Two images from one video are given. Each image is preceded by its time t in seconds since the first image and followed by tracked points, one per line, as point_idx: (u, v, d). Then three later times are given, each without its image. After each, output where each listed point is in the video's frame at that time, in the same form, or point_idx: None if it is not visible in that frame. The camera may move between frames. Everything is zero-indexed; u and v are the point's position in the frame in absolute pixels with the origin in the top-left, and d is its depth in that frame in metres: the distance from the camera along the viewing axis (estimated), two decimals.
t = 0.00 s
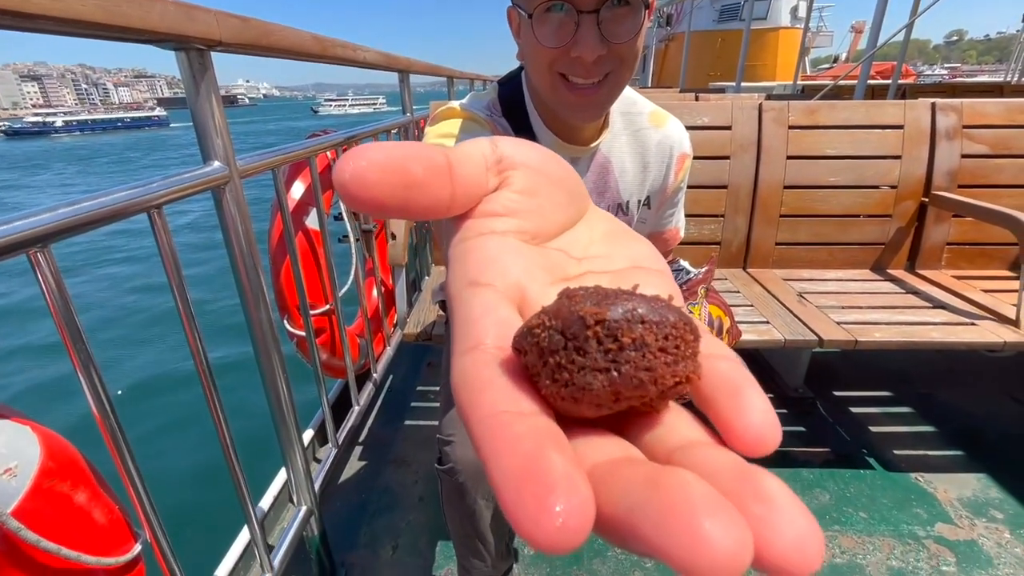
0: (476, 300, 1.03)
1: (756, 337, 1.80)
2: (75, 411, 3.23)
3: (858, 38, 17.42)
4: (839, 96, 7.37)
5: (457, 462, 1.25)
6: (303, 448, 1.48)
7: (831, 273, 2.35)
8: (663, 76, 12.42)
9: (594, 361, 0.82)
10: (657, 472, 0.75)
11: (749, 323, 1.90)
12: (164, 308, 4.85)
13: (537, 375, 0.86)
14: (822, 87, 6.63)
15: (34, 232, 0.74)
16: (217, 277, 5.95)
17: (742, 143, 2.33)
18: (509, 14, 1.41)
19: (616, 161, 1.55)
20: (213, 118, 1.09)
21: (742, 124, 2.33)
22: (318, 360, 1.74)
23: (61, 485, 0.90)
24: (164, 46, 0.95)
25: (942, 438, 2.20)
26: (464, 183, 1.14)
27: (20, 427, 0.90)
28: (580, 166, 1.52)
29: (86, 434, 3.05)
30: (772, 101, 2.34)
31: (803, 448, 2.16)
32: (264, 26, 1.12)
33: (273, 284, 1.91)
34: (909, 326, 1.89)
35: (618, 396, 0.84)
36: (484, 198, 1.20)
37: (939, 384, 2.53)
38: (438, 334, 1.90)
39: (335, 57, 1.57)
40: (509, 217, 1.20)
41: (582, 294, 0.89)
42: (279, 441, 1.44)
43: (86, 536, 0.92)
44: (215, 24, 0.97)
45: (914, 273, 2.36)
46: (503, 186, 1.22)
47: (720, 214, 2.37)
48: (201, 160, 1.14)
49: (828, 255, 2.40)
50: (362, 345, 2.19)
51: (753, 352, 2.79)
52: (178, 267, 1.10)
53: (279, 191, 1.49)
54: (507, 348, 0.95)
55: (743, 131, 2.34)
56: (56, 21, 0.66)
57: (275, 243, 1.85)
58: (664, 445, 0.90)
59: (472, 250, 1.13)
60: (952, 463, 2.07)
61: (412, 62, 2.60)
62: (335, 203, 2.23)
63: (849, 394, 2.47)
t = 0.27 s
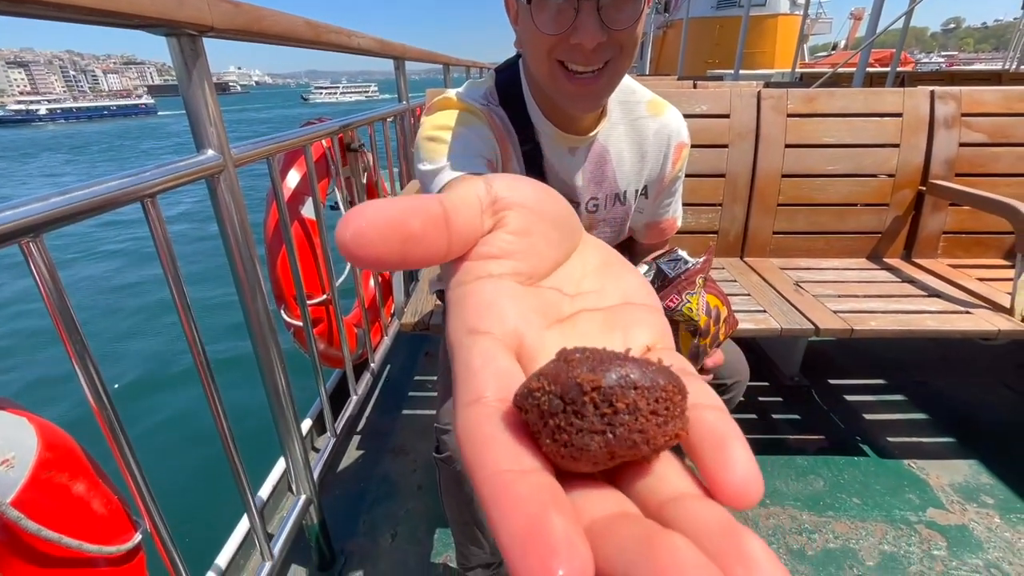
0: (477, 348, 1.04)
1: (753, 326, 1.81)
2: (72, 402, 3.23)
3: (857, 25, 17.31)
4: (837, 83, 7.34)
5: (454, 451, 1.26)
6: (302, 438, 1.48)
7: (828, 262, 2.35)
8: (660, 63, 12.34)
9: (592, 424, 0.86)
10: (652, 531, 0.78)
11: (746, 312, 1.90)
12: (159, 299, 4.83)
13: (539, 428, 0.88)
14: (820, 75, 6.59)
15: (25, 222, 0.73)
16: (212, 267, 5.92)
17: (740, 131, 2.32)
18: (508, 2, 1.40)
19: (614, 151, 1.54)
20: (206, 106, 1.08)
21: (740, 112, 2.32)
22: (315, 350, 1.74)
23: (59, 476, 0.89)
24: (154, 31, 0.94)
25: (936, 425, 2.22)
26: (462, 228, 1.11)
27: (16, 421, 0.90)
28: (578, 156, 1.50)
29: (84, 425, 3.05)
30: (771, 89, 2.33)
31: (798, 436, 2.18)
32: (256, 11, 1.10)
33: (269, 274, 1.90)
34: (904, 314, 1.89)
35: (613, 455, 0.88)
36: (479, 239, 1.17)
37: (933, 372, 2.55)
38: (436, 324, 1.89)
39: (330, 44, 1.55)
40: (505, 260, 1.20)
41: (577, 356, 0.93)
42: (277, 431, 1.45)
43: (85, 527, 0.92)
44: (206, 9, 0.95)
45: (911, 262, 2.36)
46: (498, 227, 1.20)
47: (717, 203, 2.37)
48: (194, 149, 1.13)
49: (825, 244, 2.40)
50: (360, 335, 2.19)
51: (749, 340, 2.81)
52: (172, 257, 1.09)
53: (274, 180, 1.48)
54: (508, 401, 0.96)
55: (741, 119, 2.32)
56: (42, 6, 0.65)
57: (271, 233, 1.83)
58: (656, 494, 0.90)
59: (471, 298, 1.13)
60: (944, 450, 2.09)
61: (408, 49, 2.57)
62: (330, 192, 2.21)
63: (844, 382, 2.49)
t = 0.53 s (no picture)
0: (509, 439, 0.94)
1: (752, 320, 1.81)
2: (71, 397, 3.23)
3: (855, 19, 17.28)
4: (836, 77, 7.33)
5: (454, 444, 1.26)
6: (303, 432, 1.49)
7: (826, 256, 2.36)
8: (659, 57, 12.30)
9: (615, 523, 0.88)
10: None
11: (745, 306, 1.91)
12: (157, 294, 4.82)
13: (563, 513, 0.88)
14: (820, 68, 6.58)
15: (26, 214, 0.73)
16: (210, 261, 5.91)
17: (740, 125, 2.32)
18: None
19: (615, 146, 1.53)
20: (205, 98, 1.07)
21: (740, 106, 2.32)
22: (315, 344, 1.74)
23: (62, 470, 0.90)
24: (152, 22, 0.93)
25: (932, 418, 2.24)
26: (486, 327, 0.97)
27: (18, 413, 0.89)
28: (579, 151, 1.49)
29: (83, 420, 3.05)
30: (771, 82, 2.32)
31: (796, 429, 2.19)
32: (254, 2, 1.09)
33: (268, 268, 1.90)
34: (902, 308, 1.90)
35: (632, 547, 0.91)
36: (499, 328, 1.01)
37: (930, 365, 2.56)
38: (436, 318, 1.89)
39: (328, 36, 1.54)
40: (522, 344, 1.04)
41: (601, 463, 0.94)
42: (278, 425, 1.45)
43: (88, 520, 0.93)
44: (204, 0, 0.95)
45: (909, 255, 2.37)
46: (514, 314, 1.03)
47: (717, 197, 2.37)
48: (193, 142, 1.12)
49: (824, 237, 2.40)
50: (359, 329, 2.18)
51: (747, 334, 2.81)
52: (172, 250, 1.09)
53: (273, 173, 1.47)
54: (541, 485, 0.92)
55: (741, 113, 2.32)
56: None
57: (270, 227, 1.82)
58: (664, 557, 0.90)
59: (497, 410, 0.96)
60: (941, 442, 2.11)
61: (406, 42, 2.56)
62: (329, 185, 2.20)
63: (842, 375, 2.50)
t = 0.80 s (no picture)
0: (512, 406, 0.94)
1: (750, 319, 1.81)
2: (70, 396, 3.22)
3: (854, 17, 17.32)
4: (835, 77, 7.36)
5: (453, 441, 1.27)
6: (301, 430, 1.49)
7: (824, 255, 2.37)
8: (658, 56, 12.31)
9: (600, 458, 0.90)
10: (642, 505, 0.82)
11: (743, 305, 1.91)
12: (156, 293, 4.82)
13: (556, 461, 0.89)
14: (818, 68, 6.58)
15: (22, 213, 0.73)
16: (208, 261, 5.90)
17: (738, 124, 2.32)
18: None
19: (614, 145, 1.54)
20: (203, 97, 1.07)
21: (738, 105, 2.32)
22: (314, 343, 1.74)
23: (60, 468, 0.90)
24: (150, 20, 0.93)
25: (929, 416, 2.24)
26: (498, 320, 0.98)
27: (17, 411, 0.89)
28: (577, 150, 1.49)
29: (81, 419, 3.05)
30: (769, 81, 2.32)
31: (793, 427, 2.20)
32: (252, 0, 1.09)
33: (267, 268, 1.90)
34: (899, 307, 1.91)
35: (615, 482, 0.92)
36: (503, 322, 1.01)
37: (927, 364, 2.57)
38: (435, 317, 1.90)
39: (327, 34, 1.54)
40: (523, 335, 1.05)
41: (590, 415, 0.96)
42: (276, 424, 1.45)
43: (87, 518, 0.93)
44: None
45: (906, 254, 2.38)
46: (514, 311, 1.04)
47: (715, 196, 2.37)
48: (191, 141, 1.12)
49: (822, 236, 2.41)
50: (358, 328, 2.18)
51: (745, 332, 2.82)
52: (170, 248, 1.09)
53: (271, 172, 1.47)
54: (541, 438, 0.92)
55: (739, 112, 2.32)
56: None
57: (268, 226, 1.82)
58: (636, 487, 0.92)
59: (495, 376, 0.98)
60: (938, 440, 2.12)
61: (405, 41, 2.56)
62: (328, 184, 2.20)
63: (839, 374, 2.51)
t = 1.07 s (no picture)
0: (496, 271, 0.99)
1: (748, 320, 1.82)
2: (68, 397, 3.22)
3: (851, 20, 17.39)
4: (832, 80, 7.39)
5: (447, 440, 1.27)
6: (299, 432, 1.49)
7: (821, 257, 2.37)
8: (656, 58, 12.36)
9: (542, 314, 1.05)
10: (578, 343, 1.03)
11: (741, 307, 1.92)
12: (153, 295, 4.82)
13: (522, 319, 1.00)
14: (815, 70, 6.61)
15: (19, 215, 0.73)
16: (206, 263, 5.90)
17: (735, 126, 2.33)
18: None
19: (611, 142, 1.54)
20: (201, 98, 1.07)
21: (735, 107, 2.33)
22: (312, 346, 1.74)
23: (57, 470, 0.89)
24: (148, 22, 0.93)
25: (926, 418, 2.25)
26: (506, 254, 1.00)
27: (14, 413, 0.89)
28: (576, 145, 1.50)
29: (80, 421, 3.05)
30: (766, 84, 2.33)
31: (791, 428, 2.21)
32: (251, 3, 1.09)
33: (265, 269, 1.90)
34: (896, 308, 1.92)
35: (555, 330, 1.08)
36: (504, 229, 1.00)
37: (924, 365, 2.58)
38: (432, 318, 1.90)
39: (325, 37, 1.54)
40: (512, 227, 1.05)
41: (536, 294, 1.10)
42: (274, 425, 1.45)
43: (84, 520, 0.92)
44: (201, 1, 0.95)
45: (903, 256, 2.38)
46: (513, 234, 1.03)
47: (713, 198, 2.38)
48: (189, 143, 1.12)
49: (819, 239, 2.42)
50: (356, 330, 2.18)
51: (742, 334, 2.83)
52: (168, 250, 1.09)
53: (269, 173, 1.47)
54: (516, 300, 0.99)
55: (736, 114, 2.33)
56: None
57: (266, 228, 1.83)
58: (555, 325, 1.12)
59: (485, 270, 0.99)
60: (935, 442, 2.12)
61: (403, 43, 2.56)
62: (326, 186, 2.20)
63: (837, 376, 2.52)
